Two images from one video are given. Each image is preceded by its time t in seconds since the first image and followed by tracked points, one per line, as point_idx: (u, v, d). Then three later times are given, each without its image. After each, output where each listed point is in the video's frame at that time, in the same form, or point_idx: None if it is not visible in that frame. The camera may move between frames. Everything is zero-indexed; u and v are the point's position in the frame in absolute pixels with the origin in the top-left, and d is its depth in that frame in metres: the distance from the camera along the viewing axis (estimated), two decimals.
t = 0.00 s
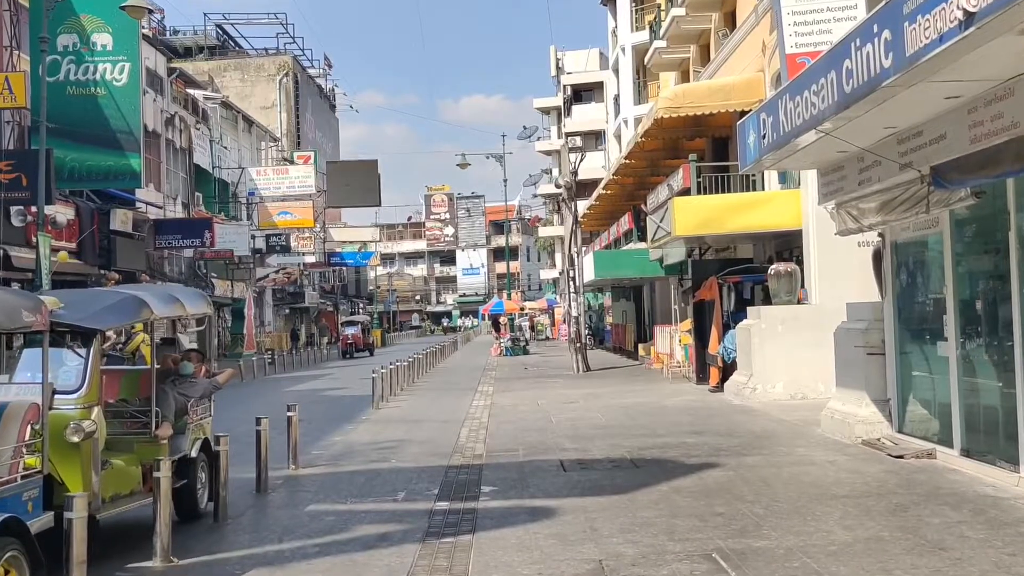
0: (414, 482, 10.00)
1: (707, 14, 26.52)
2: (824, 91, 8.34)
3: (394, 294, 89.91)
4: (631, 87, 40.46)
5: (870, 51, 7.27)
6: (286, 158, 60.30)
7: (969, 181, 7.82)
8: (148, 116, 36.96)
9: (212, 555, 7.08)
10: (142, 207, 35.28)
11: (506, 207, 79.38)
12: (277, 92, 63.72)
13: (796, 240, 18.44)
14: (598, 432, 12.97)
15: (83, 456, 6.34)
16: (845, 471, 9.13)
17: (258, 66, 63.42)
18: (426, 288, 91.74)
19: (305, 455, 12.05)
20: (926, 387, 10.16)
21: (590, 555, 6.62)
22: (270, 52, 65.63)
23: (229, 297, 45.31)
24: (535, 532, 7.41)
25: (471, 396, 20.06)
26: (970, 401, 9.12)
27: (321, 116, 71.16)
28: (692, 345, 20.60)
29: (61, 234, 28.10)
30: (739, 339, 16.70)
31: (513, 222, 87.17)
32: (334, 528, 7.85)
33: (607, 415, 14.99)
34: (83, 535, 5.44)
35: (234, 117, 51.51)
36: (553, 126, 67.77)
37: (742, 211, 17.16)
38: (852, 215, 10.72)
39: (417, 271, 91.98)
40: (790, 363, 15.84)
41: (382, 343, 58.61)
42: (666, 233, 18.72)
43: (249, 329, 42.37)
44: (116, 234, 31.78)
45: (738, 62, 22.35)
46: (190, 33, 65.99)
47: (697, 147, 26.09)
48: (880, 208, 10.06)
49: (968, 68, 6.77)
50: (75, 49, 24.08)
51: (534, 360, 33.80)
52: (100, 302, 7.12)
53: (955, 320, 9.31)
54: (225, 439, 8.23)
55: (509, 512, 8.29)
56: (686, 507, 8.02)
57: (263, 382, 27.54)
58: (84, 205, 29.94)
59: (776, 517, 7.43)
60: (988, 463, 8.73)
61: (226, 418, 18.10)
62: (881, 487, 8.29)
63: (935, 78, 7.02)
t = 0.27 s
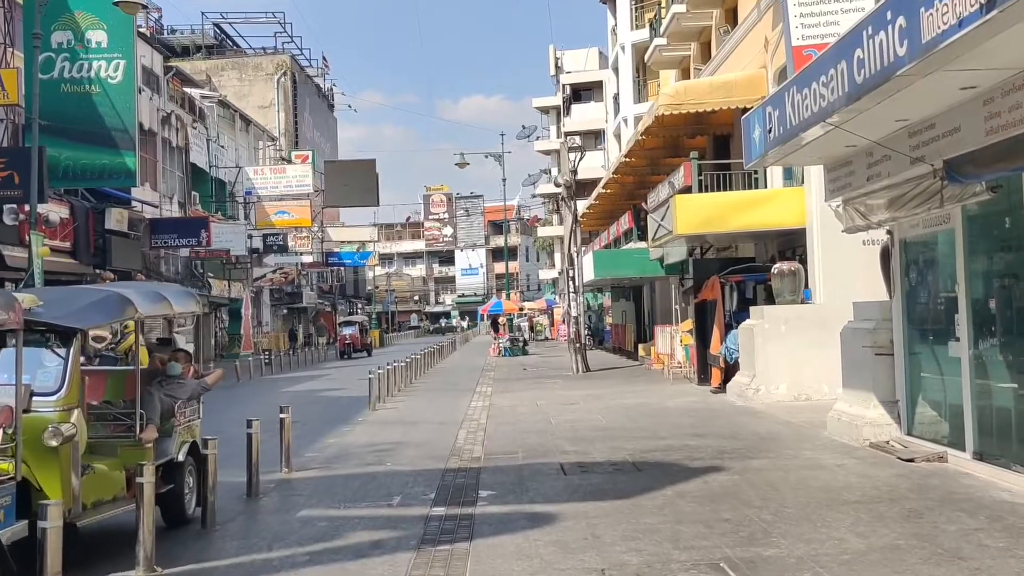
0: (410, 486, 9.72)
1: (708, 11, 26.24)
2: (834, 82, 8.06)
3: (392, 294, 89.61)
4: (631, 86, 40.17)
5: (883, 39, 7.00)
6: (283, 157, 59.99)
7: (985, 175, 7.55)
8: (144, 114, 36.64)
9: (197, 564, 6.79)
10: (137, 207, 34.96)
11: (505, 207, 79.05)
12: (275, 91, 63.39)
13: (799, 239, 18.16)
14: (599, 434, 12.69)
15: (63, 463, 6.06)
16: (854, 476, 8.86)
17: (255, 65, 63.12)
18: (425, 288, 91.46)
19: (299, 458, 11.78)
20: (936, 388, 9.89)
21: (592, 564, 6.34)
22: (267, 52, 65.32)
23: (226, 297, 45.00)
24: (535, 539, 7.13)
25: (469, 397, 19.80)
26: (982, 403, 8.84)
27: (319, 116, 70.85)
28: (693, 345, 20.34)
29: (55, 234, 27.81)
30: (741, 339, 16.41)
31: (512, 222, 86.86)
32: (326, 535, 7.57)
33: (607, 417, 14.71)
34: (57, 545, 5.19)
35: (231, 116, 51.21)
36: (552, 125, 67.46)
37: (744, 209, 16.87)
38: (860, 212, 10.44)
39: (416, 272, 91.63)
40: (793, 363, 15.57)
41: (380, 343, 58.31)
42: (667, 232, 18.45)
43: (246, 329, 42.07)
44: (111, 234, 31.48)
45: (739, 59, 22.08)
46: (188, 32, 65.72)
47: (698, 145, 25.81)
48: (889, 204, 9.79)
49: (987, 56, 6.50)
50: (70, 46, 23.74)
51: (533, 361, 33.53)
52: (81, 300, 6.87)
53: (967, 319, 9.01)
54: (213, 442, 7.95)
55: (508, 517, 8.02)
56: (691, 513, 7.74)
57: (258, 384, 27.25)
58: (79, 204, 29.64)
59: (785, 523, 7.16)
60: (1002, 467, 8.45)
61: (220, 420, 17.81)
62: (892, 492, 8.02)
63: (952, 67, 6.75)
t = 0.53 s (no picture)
0: (404, 493, 9.48)
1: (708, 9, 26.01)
2: (841, 79, 7.82)
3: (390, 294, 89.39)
4: (630, 85, 39.93)
5: (894, 34, 6.76)
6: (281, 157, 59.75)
7: (997, 175, 7.32)
8: (140, 114, 36.37)
9: None
10: (133, 206, 34.71)
11: (504, 207, 78.78)
12: (273, 91, 63.08)
13: (801, 240, 17.93)
14: (598, 439, 12.46)
15: (40, 474, 5.83)
16: (861, 484, 8.62)
17: (253, 65, 62.87)
18: (423, 288, 91.27)
19: (292, 463, 11.54)
20: (944, 393, 9.65)
21: None
22: (265, 51, 65.08)
23: (223, 297, 44.74)
24: (532, 551, 6.89)
25: (466, 400, 19.55)
26: (991, 408, 8.61)
27: (317, 115, 70.65)
28: (693, 347, 20.11)
29: (49, 234, 27.59)
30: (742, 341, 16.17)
31: (511, 222, 86.62)
32: (316, 546, 7.32)
33: (606, 421, 14.46)
34: (29, 563, 4.92)
35: (229, 115, 50.96)
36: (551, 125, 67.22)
37: (746, 209, 16.63)
38: (865, 212, 10.20)
39: (414, 272, 91.37)
40: (795, 366, 15.34)
41: (378, 343, 58.06)
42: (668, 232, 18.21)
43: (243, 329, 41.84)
44: (106, 234, 31.23)
45: (740, 58, 21.86)
46: (186, 31, 65.52)
47: (698, 144, 25.60)
48: (896, 205, 9.55)
49: (1002, 51, 6.26)
50: (65, 45, 23.41)
51: (532, 362, 33.30)
52: (61, 304, 6.65)
53: (977, 323, 8.78)
54: (200, 450, 7.71)
55: (504, 527, 7.77)
56: (693, 524, 7.50)
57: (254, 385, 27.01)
58: (74, 204, 29.42)
59: (791, 535, 6.92)
60: (1013, 476, 8.21)
61: (213, 423, 17.57)
62: (901, 502, 7.79)
63: (965, 62, 6.51)
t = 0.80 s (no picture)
0: (399, 495, 9.19)
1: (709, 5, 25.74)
2: (851, 65, 7.53)
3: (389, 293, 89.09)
4: (631, 83, 39.66)
5: (908, 16, 6.48)
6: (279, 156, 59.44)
7: (1014, 164, 7.04)
8: (137, 111, 36.06)
9: None
10: (129, 204, 34.41)
11: (503, 206, 78.47)
12: (272, 89, 62.80)
13: (804, 237, 17.65)
14: (598, 440, 12.16)
15: (14, 477, 5.56)
16: (871, 486, 8.34)
17: (252, 63, 62.55)
18: (422, 288, 91.01)
19: (285, 464, 11.25)
20: (955, 392, 9.36)
21: None
22: (264, 50, 64.76)
23: (220, 297, 44.46)
24: (531, 557, 6.60)
25: (464, 399, 19.26)
26: (1005, 407, 8.32)
27: (316, 114, 70.31)
28: (695, 346, 19.83)
29: (43, 232, 27.29)
30: (745, 340, 15.89)
31: (511, 221, 86.31)
32: (304, 552, 7.03)
33: (607, 421, 14.17)
34: None
35: (227, 114, 50.67)
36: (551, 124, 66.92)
37: (751, 205, 16.34)
38: (874, 206, 9.92)
39: (413, 271, 91.03)
40: (799, 365, 15.07)
41: (376, 343, 57.74)
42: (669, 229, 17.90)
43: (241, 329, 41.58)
44: (102, 232, 30.94)
45: (743, 53, 21.58)
46: (184, 30, 65.22)
47: (699, 141, 25.32)
48: (905, 198, 9.28)
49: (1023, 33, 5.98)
50: (59, 41, 23.07)
51: (531, 362, 33.03)
52: (38, 298, 6.37)
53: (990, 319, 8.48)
54: (186, 451, 7.43)
55: (502, 531, 7.48)
56: (699, 527, 7.21)
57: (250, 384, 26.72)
58: (68, 202, 29.12)
59: (801, 540, 6.64)
60: None
61: (206, 423, 17.27)
62: (914, 505, 7.51)
63: (984, 45, 6.23)
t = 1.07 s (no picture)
0: (395, 502, 8.90)
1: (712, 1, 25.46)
2: (863, 57, 7.24)
3: (389, 293, 88.76)
4: (632, 80, 39.36)
5: (926, 4, 6.19)
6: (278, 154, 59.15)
7: None
8: (133, 108, 35.76)
9: None
10: (125, 203, 34.12)
11: (503, 205, 78.19)
12: (271, 87, 62.50)
13: (808, 236, 17.35)
14: (600, 444, 11.89)
15: None
16: (882, 493, 8.05)
17: (251, 61, 62.24)
18: (422, 287, 90.73)
19: (278, 469, 10.96)
20: (968, 395, 9.07)
21: None
22: (263, 48, 64.43)
23: (218, 296, 44.18)
24: (530, 570, 6.31)
25: (463, 400, 18.97)
26: (1022, 413, 8.04)
27: (315, 113, 69.99)
28: (698, 347, 19.54)
29: (38, 230, 27.01)
30: (749, 340, 15.60)
31: (511, 220, 86.02)
32: (295, 564, 6.75)
33: (608, 424, 13.88)
34: None
35: (225, 112, 50.38)
36: (551, 122, 66.63)
37: (753, 203, 16.06)
38: (884, 204, 9.63)
39: (413, 270, 90.70)
40: (804, 366, 14.79)
41: (375, 342, 57.46)
42: (671, 227, 17.63)
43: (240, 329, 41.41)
44: (98, 231, 30.64)
45: (745, 49, 21.30)
46: (183, 27, 64.94)
47: (701, 139, 25.04)
48: (918, 196, 8.99)
49: None
50: (54, 37, 22.76)
51: (530, 362, 32.75)
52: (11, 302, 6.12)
53: (1006, 321, 8.20)
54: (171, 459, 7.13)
55: (500, 542, 7.19)
56: (706, 538, 6.92)
57: (247, 385, 26.45)
58: (64, 200, 28.83)
59: (814, 553, 6.35)
60: None
61: (201, 425, 16.96)
62: (929, 515, 7.23)
63: (1006, 35, 5.94)
